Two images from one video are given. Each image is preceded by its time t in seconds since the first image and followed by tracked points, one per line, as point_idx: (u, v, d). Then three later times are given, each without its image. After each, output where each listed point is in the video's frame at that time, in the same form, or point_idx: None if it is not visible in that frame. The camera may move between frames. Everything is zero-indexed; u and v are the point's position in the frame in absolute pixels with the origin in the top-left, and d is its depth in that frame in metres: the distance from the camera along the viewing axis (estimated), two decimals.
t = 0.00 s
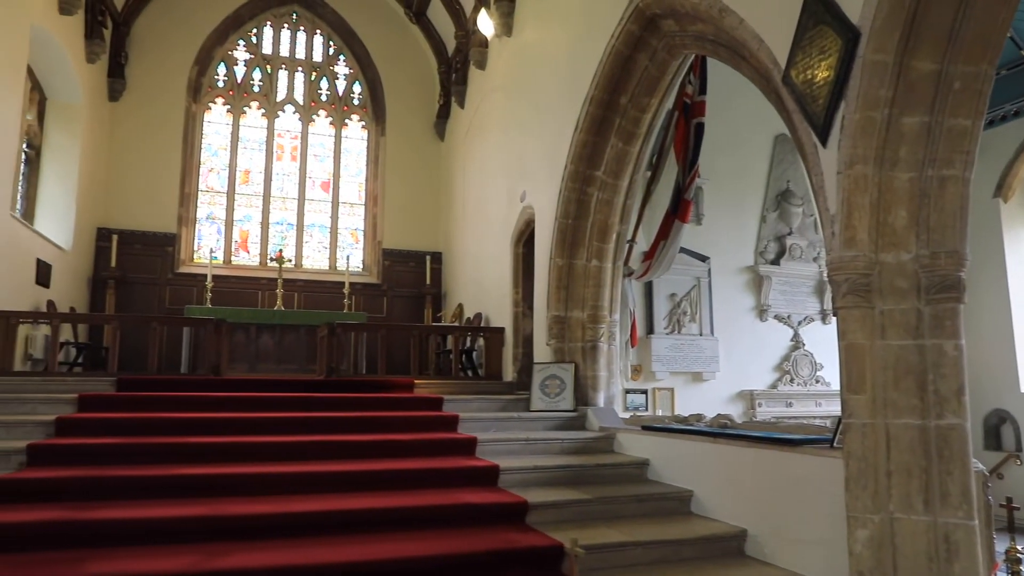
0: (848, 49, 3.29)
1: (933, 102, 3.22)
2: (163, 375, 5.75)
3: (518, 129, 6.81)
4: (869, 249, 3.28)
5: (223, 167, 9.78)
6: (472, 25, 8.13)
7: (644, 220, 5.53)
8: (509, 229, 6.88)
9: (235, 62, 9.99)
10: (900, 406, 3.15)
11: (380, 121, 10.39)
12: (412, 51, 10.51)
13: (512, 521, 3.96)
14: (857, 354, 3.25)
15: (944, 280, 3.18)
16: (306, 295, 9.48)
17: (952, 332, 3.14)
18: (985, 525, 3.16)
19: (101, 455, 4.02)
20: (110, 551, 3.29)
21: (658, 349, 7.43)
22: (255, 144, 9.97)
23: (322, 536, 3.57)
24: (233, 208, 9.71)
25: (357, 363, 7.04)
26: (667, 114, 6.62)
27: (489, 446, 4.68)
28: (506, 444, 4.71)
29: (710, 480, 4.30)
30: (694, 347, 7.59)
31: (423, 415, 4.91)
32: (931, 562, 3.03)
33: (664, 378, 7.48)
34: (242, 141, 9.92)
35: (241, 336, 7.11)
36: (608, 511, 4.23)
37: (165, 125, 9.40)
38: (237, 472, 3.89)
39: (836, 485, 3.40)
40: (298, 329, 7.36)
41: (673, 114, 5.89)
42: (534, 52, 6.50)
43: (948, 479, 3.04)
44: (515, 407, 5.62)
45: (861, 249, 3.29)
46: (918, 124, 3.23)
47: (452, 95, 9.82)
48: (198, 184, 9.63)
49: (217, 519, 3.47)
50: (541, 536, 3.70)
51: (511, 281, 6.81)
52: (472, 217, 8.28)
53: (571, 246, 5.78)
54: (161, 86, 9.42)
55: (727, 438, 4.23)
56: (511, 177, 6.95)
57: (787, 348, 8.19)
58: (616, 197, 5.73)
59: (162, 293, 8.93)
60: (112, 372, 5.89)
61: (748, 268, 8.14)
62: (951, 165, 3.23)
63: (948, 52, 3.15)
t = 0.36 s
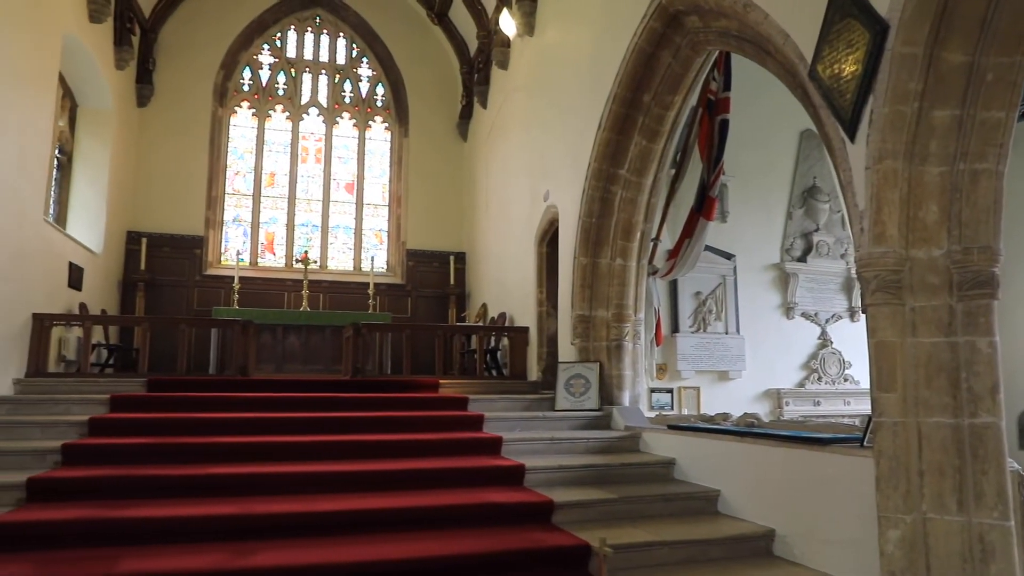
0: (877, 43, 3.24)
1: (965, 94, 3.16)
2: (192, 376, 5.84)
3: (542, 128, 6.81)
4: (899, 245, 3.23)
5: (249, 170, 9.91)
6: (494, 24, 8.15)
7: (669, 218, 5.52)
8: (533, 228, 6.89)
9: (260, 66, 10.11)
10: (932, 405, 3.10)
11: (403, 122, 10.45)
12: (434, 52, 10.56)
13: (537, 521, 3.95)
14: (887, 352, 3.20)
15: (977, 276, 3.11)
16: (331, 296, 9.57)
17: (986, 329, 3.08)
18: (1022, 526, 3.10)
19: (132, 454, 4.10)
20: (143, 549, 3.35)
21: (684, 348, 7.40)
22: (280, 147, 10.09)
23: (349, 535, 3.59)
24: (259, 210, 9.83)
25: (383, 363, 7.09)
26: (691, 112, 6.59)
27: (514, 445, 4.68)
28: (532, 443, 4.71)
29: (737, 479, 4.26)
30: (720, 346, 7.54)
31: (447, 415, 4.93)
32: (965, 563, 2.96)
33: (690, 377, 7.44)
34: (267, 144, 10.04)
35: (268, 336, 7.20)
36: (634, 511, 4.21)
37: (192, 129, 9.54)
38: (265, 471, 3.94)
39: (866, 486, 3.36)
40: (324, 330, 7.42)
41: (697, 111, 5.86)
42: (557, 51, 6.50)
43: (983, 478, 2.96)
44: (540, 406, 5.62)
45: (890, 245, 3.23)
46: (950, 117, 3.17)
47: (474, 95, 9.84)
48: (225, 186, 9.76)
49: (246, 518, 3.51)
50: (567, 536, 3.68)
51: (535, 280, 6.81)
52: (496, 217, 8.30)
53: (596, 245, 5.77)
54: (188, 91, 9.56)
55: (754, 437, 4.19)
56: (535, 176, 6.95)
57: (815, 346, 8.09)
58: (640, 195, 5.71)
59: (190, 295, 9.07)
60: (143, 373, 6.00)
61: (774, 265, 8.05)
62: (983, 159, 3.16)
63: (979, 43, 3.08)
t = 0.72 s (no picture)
0: (913, 37, 3.18)
1: (1005, 87, 3.06)
2: (223, 369, 5.93)
3: (569, 124, 6.80)
4: (934, 243, 3.16)
5: (277, 166, 10.02)
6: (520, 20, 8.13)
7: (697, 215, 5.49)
8: (560, 224, 6.88)
9: (288, 63, 10.21)
10: (967, 405, 3.03)
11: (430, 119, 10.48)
12: (461, 48, 10.57)
13: (562, 517, 3.95)
14: (920, 351, 3.15)
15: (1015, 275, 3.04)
16: (358, 291, 9.64)
17: None
18: None
19: (165, 445, 4.17)
20: (175, 538, 3.42)
21: (711, 346, 7.37)
22: (308, 143, 10.18)
23: (376, 528, 3.63)
24: (287, 206, 9.94)
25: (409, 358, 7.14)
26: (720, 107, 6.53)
27: (540, 441, 4.69)
28: (557, 439, 4.72)
29: (765, 478, 4.22)
30: (748, 344, 7.49)
31: (474, 410, 4.95)
32: (1000, 567, 2.91)
33: (717, 375, 7.40)
34: (296, 140, 10.14)
35: (296, 331, 7.28)
36: (660, 508, 4.20)
37: (222, 126, 9.67)
38: (294, 464, 3.99)
39: (898, 486, 3.30)
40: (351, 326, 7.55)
41: (726, 107, 5.81)
42: (584, 46, 6.47)
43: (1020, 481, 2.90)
44: (566, 402, 5.62)
45: (925, 243, 3.17)
46: (988, 112, 3.08)
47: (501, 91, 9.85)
48: (254, 182, 9.88)
49: (275, 509, 3.56)
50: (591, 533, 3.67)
51: (561, 277, 6.80)
52: (522, 213, 8.30)
53: (623, 241, 5.76)
54: (219, 88, 9.69)
55: (783, 436, 4.15)
56: (562, 172, 6.94)
57: (845, 345, 7.99)
58: (668, 192, 5.68)
59: (220, 290, 9.21)
60: (174, 366, 6.09)
61: (803, 263, 7.96)
62: None
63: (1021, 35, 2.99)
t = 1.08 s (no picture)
0: (936, 31, 3.13)
1: None
2: (242, 366, 5.99)
3: (586, 121, 6.78)
4: (956, 240, 3.12)
5: (296, 164, 10.08)
6: (538, 18, 8.13)
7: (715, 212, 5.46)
8: (577, 221, 6.87)
9: (306, 62, 10.27)
10: (991, 404, 3.00)
11: (447, 116, 10.50)
12: (477, 46, 10.58)
13: (580, 514, 3.96)
14: (942, 349, 3.11)
15: None
16: (376, 288, 9.68)
17: None
18: None
19: (186, 441, 4.22)
20: (197, 533, 3.45)
21: (729, 344, 7.33)
22: (326, 141, 10.24)
23: (394, 524, 3.65)
24: (305, 204, 10.01)
25: (426, 355, 7.17)
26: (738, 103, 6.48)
27: (558, 439, 4.69)
28: (575, 437, 4.71)
29: (784, 476, 4.19)
30: (766, 342, 7.44)
31: (491, 407, 4.96)
32: None
33: (735, 373, 7.36)
34: (314, 138, 10.20)
35: (314, 328, 7.34)
36: (678, 507, 4.18)
37: (241, 125, 9.74)
38: (314, 460, 4.02)
39: (921, 486, 3.27)
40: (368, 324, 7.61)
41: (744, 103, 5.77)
42: (602, 42, 6.45)
43: None
44: (583, 400, 5.61)
45: (947, 239, 3.14)
46: (1013, 108, 3.05)
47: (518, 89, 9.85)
48: (272, 181, 9.96)
49: (294, 505, 3.59)
50: (609, 530, 3.66)
51: (578, 274, 6.80)
52: (539, 211, 8.30)
53: (640, 239, 5.74)
54: (238, 87, 9.76)
55: (803, 434, 4.12)
56: (579, 169, 6.93)
57: (865, 343, 7.91)
58: (686, 188, 5.65)
59: (239, 287, 9.29)
60: (194, 362, 6.15)
61: (822, 260, 7.88)
62: None
63: None
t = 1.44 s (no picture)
0: (984, 21, 3.05)
1: None
2: (282, 366, 6.08)
3: (620, 119, 6.75)
4: (1007, 236, 3.05)
5: (331, 167, 10.21)
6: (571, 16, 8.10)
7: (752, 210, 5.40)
8: (611, 220, 6.84)
9: (341, 65, 10.39)
10: None
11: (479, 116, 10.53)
12: (510, 46, 10.60)
13: (619, 514, 3.94)
14: (992, 348, 3.03)
15: None
16: (410, 288, 9.75)
17: None
18: None
19: (229, 440, 4.30)
20: (241, 529, 3.52)
21: (767, 343, 7.23)
22: (361, 143, 10.35)
23: (434, 523, 3.68)
24: (340, 205, 10.13)
25: (461, 355, 7.21)
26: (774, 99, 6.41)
27: (595, 438, 4.68)
28: (613, 437, 4.70)
29: (826, 476, 4.13)
30: (805, 340, 7.33)
31: (527, 407, 4.96)
32: None
33: (773, 372, 7.27)
34: (349, 140, 10.31)
35: (351, 329, 7.43)
36: (718, 507, 4.14)
37: (276, 128, 9.89)
38: (353, 458, 4.07)
39: (970, 488, 3.19)
40: (403, 324, 7.67)
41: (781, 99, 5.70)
42: (636, 40, 6.41)
43: None
44: (619, 399, 5.59)
45: (997, 235, 3.06)
46: None
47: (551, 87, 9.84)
48: (308, 183, 10.09)
49: (336, 503, 3.64)
50: (649, 530, 3.64)
51: (613, 273, 6.77)
52: (573, 209, 8.29)
53: (676, 237, 5.70)
54: (274, 91, 9.91)
55: (847, 434, 4.04)
56: (613, 168, 6.90)
57: (907, 342, 7.76)
58: (722, 186, 5.60)
59: (277, 288, 9.43)
60: (234, 362, 6.26)
61: (862, 257, 7.74)
62: None
63: None
